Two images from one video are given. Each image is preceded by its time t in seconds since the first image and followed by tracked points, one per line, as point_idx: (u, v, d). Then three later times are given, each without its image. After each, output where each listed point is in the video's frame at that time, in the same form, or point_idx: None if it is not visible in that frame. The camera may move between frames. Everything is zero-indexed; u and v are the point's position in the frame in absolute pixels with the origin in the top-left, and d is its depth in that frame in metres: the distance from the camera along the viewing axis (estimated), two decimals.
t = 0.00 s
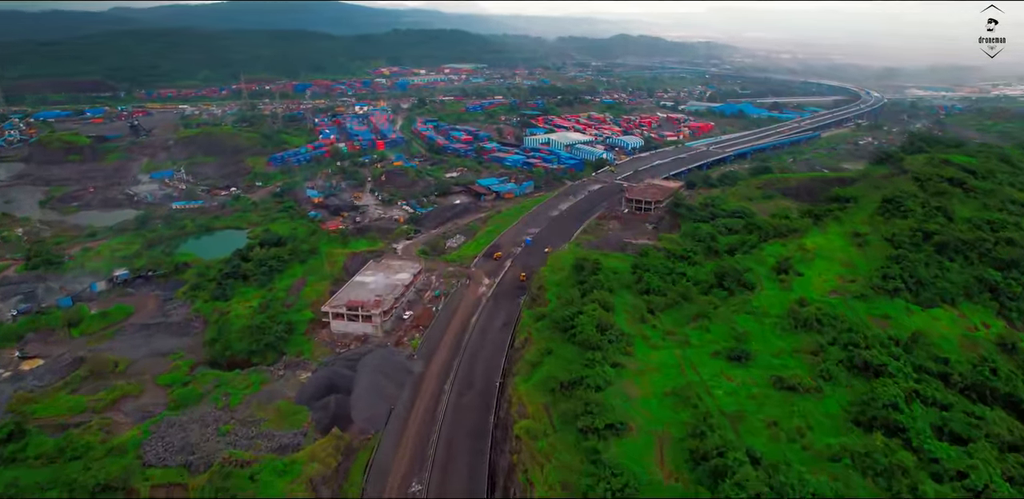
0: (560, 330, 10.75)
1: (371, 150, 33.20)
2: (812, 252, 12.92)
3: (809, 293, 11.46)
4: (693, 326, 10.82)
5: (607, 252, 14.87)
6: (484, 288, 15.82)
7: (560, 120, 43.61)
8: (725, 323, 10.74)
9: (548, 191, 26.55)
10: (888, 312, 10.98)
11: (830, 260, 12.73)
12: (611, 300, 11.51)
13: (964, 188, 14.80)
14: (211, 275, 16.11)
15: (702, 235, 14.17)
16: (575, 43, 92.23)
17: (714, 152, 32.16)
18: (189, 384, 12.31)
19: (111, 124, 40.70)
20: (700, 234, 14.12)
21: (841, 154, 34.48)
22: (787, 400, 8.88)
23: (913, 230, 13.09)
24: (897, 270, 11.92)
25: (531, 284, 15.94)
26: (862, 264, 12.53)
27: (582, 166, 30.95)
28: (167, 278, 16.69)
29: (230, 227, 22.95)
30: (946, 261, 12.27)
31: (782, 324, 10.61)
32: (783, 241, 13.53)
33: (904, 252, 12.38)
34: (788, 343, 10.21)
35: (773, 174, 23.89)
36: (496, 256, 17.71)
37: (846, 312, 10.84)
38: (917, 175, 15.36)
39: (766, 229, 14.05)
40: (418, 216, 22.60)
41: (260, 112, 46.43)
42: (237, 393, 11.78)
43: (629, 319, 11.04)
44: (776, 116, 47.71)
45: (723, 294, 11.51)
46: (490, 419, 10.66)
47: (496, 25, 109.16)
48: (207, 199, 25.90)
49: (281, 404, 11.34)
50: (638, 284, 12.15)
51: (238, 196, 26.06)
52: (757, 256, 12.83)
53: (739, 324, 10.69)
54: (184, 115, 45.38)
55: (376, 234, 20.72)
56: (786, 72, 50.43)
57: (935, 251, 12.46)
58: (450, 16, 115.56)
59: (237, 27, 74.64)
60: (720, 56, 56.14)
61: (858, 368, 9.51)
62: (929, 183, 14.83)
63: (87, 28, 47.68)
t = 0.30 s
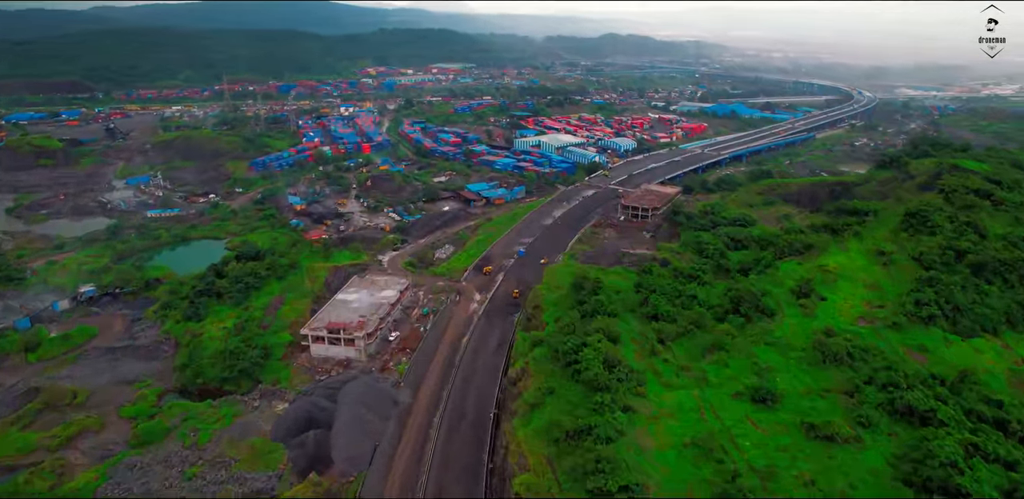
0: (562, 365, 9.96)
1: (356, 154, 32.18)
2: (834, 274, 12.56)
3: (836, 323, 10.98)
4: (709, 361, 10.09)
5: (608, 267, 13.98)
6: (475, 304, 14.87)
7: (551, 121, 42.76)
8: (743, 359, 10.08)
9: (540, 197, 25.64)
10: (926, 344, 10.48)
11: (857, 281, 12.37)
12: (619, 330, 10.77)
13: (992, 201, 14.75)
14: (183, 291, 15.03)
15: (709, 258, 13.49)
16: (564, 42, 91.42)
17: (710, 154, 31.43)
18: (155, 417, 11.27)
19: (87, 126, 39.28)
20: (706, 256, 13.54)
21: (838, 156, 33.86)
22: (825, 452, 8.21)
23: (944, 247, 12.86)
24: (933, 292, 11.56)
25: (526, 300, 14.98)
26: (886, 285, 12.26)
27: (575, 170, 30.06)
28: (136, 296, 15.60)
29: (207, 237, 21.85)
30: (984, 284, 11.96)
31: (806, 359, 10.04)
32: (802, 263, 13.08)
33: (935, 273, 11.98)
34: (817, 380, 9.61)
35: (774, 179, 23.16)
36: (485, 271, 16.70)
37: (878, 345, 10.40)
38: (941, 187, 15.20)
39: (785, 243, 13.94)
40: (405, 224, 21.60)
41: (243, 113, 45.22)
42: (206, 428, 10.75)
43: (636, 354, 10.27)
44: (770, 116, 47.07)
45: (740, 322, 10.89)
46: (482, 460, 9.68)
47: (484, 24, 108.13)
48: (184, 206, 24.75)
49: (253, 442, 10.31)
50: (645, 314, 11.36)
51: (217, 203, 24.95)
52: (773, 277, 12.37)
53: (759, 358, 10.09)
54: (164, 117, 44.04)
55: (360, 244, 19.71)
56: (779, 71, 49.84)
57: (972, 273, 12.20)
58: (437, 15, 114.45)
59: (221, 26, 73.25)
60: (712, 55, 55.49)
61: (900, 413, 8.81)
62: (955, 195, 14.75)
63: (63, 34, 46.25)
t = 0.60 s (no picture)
0: (569, 408, 9.15)
1: (347, 157, 31.18)
2: (869, 299, 11.88)
3: (876, 360, 10.22)
4: (737, 403, 9.26)
5: (615, 285, 13.08)
6: (473, 323, 13.96)
7: (546, 122, 41.84)
8: (773, 399, 9.28)
9: (538, 203, 24.75)
10: (982, 385, 9.80)
11: (893, 309, 11.64)
12: (634, 368, 9.95)
13: None
14: (158, 310, 13.97)
15: (726, 283, 12.67)
16: (558, 41, 90.52)
17: (710, 158, 30.62)
18: (121, 455, 10.29)
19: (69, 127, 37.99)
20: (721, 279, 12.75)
21: (841, 159, 33.09)
22: None
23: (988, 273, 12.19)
24: (986, 325, 10.87)
25: (525, 319, 14.04)
26: (926, 312, 11.59)
27: (573, 174, 29.13)
28: (108, 316, 14.55)
29: (189, 247, 20.80)
30: None
31: (846, 403, 9.24)
32: (831, 288, 12.34)
33: (984, 301, 11.34)
34: (864, 428, 8.81)
35: (781, 184, 22.35)
36: (480, 285, 15.71)
37: (929, 386, 9.66)
38: (978, 200, 14.41)
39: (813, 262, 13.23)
40: (397, 233, 20.65)
41: (231, 115, 44.05)
42: (175, 469, 9.76)
43: (654, 396, 9.44)
44: (769, 116, 46.27)
45: (769, 357, 10.09)
46: None
47: (478, 23, 107.11)
48: (166, 214, 23.67)
49: (227, 486, 9.33)
50: (660, 345, 10.50)
51: (201, 211, 23.92)
52: (800, 304, 11.60)
53: (792, 399, 9.29)
54: (150, 119, 42.85)
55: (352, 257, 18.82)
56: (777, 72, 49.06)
57: None
58: (430, 14, 113.27)
59: (210, 25, 71.97)
60: (709, 54, 54.68)
61: (965, 474, 7.96)
62: (993, 209, 14.06)
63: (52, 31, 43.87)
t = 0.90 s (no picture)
0: (580, 460, 8.30)
1: (333, 161, 30.15)
2: (906, 329, 10.89)
3: (926, 405, 9.21)
4: (771, 458, 8.20)
5: (619, 307, 12.26)
6: (466, 346, 12.99)
7: (538, 123, 40.96)
8: (811, 454, 8.22)
9: (531, 210, 23.85)
10: None
11: (937, 344, 10.63)
12: (650, 411, 9.01)
13: None
14: (124, 334, 12.93)
15: (743, 310, 11.78)
16: (549, 40, 89.67)
17: (708, 160, 29.85)
18: None
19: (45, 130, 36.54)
20: (734, 305, 11.86)
21: (840, 161, 32.38)
22: None
23: None
24: None
25: (522, 341, 13.13)
26: (974, 347, 10.60)
27: (566, 178, 28.22)
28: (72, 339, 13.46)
29: (165, 259, 19.74)
30: None
31: (896, 459, 8.19)
32: (860, 314, 11.44)
33: None
34: (921, 486, 7.79)
35: (783, 190, 21.62)
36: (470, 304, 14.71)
37: (991, 440, 8.69)
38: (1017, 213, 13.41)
39: (837, 285, 12.28)
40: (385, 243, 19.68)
41: (214, 117, 42.81)
42: None
43: (671, 446, 8.42)
44: (764, 116, 45.52)
45: (801, 399, 9.03)
46: None
47: (467, 22, 106.03)
48: (142, 223, 22.57)
49: None
50: (676, 382, 9.58)
51: (179, 219, 22.85)
52: (831, 338, 10.62)
53: (833, 453, 8.25)
54: (130, 121, 41.52)
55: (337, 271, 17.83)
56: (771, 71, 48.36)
57: None
58: (419, 12, 112.00)
59: (194, 23, 70.53)
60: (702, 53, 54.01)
61: None
62: None
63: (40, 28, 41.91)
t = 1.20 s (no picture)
0: None
1: (315, 170, 29.09)
2: (952, 375, 10.17)
3: (989, 467, 8.35)
4: None
5: (622, 337, 11.43)
6: (454, 376, 11.97)
7: (527, 128, 40.08)
8: None
9: (522, 220, 22.93)
10: None
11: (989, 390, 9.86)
12: (668, 470, 8.10)
13: None
14: (81, 367, 11.82)
15: (762, 343, 10.86)
16: (536, 43, 88.93)
17: (702, 167, 29.09)
18: None
19: (15, 137, 35.04)
20: (752, 336, 10.97)
21: (835, 166, 31.74)
22: None
23: None
24: None
25: (516, 369, 12.19)
26: None
27: (558, 186, 27.33)
28: (24, 374, 12.28)
29: (135, 277, 18.58)
30: None
31: None
32: (897, 352, 10.86)
33: None
34: None
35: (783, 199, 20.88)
36: (460, 328, 13.70)
37: None
38: None
39: (869, 316, 11.74)
40: (369, 259, 18.67)
41: (194, 123, 41.52)
42: None
43: None
44: (756, 121, 44.91)
45: (840, 456, 8.24)
46: None
47: (453, 25, 105.04)
48: (112, 237, 21.37)
49: None
50: (693, 430, 8.67)
51: (152, 233, 21.70)
52: (868, 383, 9.89)
53: None
54: (106, 128, 40.08)
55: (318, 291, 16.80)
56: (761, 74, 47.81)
57: None
58: (404, 15, 110.88)
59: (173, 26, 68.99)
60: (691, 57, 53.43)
61: None
62: None
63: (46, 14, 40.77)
